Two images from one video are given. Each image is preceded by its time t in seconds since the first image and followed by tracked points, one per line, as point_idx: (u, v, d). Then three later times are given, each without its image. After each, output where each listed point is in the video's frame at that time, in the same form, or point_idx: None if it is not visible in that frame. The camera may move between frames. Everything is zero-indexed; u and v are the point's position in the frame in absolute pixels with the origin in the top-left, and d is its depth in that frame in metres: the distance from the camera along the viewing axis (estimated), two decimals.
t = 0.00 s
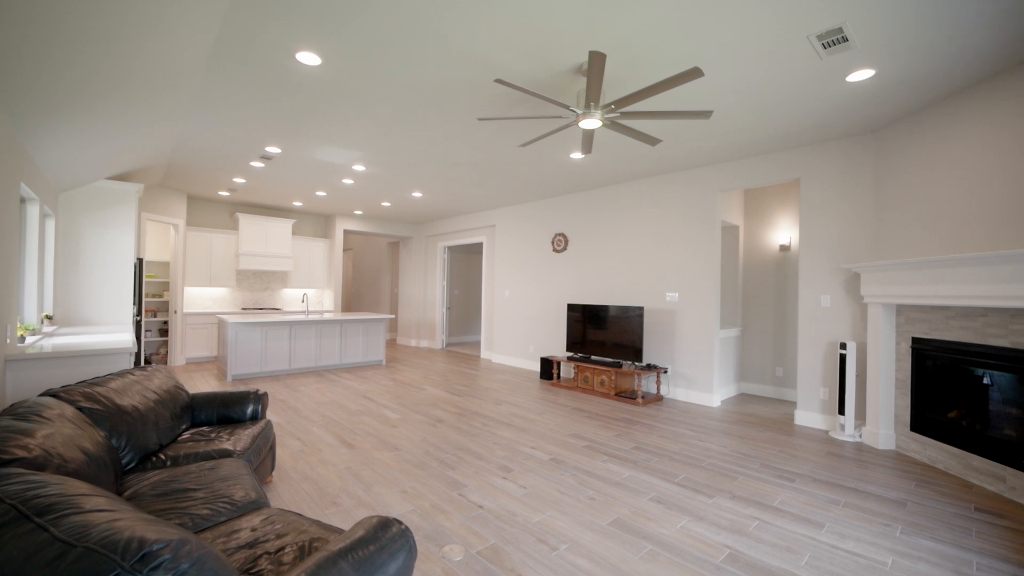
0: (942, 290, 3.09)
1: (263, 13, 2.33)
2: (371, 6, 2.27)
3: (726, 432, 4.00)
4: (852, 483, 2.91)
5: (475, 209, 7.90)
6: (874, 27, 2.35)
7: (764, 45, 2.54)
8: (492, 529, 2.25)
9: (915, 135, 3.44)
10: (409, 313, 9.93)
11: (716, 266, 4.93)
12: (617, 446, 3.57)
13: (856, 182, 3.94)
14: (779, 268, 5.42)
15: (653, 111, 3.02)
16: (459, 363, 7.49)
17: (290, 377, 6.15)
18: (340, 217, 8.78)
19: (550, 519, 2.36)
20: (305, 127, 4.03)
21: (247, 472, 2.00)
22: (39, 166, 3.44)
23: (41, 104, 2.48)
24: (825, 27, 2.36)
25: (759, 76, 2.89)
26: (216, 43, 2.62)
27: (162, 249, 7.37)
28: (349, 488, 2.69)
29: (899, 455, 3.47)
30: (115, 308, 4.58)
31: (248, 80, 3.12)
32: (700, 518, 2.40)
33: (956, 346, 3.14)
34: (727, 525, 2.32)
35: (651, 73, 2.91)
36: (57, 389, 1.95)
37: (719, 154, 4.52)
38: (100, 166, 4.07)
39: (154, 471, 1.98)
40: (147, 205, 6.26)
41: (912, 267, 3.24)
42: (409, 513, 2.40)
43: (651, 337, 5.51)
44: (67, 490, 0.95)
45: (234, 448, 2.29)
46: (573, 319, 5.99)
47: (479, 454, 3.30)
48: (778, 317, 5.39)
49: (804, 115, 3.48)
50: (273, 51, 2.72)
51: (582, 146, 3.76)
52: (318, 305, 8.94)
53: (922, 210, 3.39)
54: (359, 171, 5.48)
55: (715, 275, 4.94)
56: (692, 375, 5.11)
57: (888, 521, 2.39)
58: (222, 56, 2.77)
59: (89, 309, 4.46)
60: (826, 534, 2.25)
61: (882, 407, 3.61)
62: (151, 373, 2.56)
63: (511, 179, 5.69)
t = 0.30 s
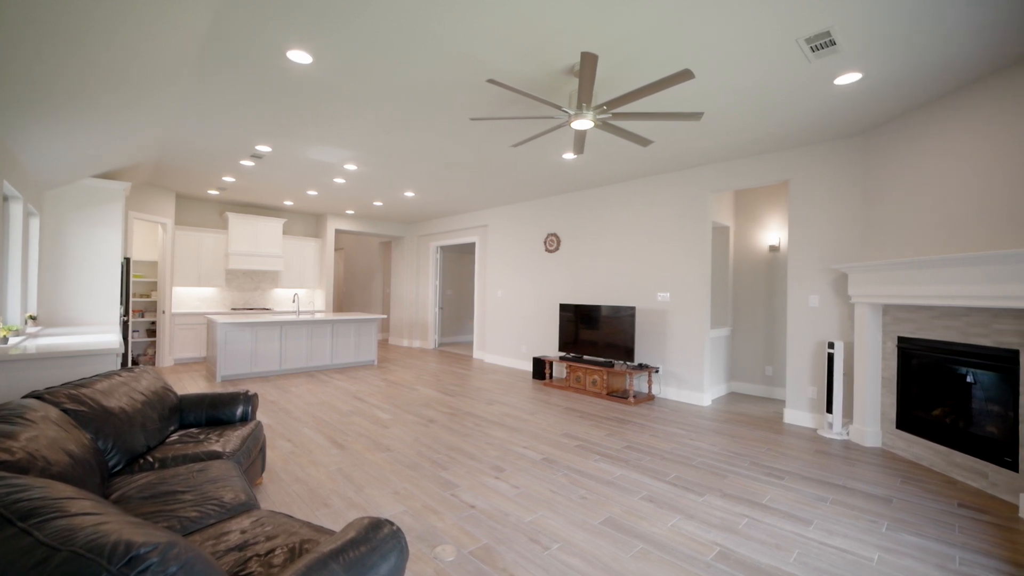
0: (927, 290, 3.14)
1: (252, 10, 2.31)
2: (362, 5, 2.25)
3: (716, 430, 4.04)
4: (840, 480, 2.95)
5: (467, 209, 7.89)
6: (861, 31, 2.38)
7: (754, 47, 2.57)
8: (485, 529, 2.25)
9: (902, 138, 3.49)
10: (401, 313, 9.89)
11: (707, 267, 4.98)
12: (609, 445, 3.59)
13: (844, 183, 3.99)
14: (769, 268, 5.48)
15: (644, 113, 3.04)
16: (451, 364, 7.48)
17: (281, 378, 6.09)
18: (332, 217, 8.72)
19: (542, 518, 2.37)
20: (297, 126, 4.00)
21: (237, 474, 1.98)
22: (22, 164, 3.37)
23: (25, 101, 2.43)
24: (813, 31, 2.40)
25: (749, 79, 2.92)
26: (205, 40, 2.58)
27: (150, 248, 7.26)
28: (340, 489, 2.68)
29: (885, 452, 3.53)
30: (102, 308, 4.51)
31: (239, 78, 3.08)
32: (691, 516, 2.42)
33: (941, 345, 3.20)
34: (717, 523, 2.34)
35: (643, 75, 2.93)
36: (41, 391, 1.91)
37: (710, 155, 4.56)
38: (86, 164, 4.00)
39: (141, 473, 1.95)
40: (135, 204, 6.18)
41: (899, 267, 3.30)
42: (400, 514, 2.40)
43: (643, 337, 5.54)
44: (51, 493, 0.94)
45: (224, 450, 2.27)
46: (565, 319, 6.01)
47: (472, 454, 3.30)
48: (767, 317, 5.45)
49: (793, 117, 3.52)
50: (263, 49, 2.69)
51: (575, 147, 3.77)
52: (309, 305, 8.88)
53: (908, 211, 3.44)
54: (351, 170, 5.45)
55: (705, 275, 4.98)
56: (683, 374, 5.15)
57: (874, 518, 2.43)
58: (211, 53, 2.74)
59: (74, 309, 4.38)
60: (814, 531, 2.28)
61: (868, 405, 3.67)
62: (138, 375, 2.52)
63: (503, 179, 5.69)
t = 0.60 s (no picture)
0: (912, 291, 3.20)
1: (241, 6, 2.27)
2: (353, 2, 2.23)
3: (707, 430, 4.07)
4: (827, 478, 2.99)
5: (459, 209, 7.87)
6: (849, 34, 2.41)
7: (745, 49, 2.59)
8: (476, 530, 2.24)
9: (888, 141, 3.55)
10: (393, 313, 9.84)
11: (698, 267, 5.01)
12: (600, 445, 3.60)
13: (832, 185, 4.05)
14: (758, 268, 5.53)
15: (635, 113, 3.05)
16: (443, 364, 7.46)
17: (270, 379, 6.03)
18: (322, 216, 8.65)
19: (534, 519, 2.37)
20: (286, 124, 3.95)
21: (225, 477, 1.95)
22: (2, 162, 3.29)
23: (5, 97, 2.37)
24: (802, 33, 2.42)
25: (739, 80, 2.95)
26: (192, 35, 2.54)
27: (136, 248, 7.15)
28: (330, 491, 2.65)
29: (871, 450, 3.58)
30: (86, 308, 4.42)
31: (227, 75, 3.04)
32: (682, 515, 2.43)
33: (925, 344, 3.25)
34: (708, 522, 2.36)
35: (634, 76, 2.94)
36: (22, 394, 1.87)
37: (701, 157, 4.60)
38: (70, 161, 3.93)
39: (126, 477, 1.91)
40: (121, 203, 6.08)
41: (885, 268, 3.35)
42: (392, 515, 2.38)
43: (634, 337, 5.57)
44: (30, 499, 0.91)
45: (211, 453, 2.24)
46: (557, 319, 6.02)
47: (463, 454, 3.29)
48: (757, 317, 5.51)
49: (782, 119, 3.56)
50: (252, 45, 2.66)
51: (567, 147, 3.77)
52: (300, 305, 8.80)
53: (895, 213, 3.50)
54: (341, 169, 5.41)
55: (696, 275, 5.02)
56: (674, 373, 5.18)
57: (861, 515, 2.47)
58: (199, 49, 2.69)
59: (57, 309, 4.29)
60: (803, 529, 2.31)
61: (856, 403, 3.72)
62: (123, 376, 2.47)
63: (495, 179, 5.68)
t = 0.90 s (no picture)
0: (898, 291, 3.24)
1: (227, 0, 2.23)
2: None
3: (697, 429, 4.09)
4: (815, 476, 3.03)
5: (450, 209, 7.84)
6: (837, 37, 2.44)
7: (735, 50, 2.61)
8: (467, 532, 2.23)
9: (874, 143, 3.61)
10: (383, 313, 9.78)
11: (688, 267, 5.05)
12: (592, 445, 3.61)
13: (820, 187, 4.10)
14: (747, 269, 5.59)
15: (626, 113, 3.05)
16: (434, 364, 7.42)
17: (258, 380, 5.94)
18: (312, 216, 8.56)
19: (526, 519, 2.36)
20: (273, 121, 3.90)
21: (211, 481, 1.92)
22: None
23: None
24: (791, 36, 2.44)
25: (729, 81, 2.97)
26: (177, 30, 2.49)
27: (120, 247, 7.01)
28: (319, 493, 2.62)
29: (858, 448, 3.63)
30: (67, 309, 4.32)
31: (213, 70, 2.98)
32: (673, 514, 2.44)
33: (910, 344, 3.30)
34: (699, 521, 2.37)
35: (625, 76, 2.95)
36: None
37: (691, 157, 4.63)
38: (51, 158, 3.83)
39: (108, 482, 1.87)
40: (105, 201, 5.96)
41: (871, 268, 3.39)
42: (382, 518, 2.35)
43: (625, 336, 5.59)
44: (3, 508, 0.88)
45: (196, 456, 2.19)
46: (548, 319, 6.02)
47: (454, 455, 3.27)
48: (746, 317, 5.56)
49: (771, 120, 3.59)
50: (239, 41, 2.61)
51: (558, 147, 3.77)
52: (289, 305, 8.70)
53: (880, 214, 3.55)
54: (331, 168, 5.35)
55: (686, 275, 5.05)
56: (665, 373, 5.21)
57: (849, 512, 2.50)
58: (184, 44, 2.64)
59: (37, 310, 4.18)
60: (792, 527, 2.33)
61: (842, 402, 3.76)
62: (106, 378, 2.42)
63: (487, 179, 5.67)
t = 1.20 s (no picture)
0: (885, 290, 3.29)
1: None
2: None
3: (688, 428, 4.11)
4: (804, 474, 3.05)
5: (442, 208, 7.79)
6: (826, 38, 2.46)
7: (726, 50, 2.62)
8: (459, 534, 2.21)
9: (861, 145, 3.66)
10: (374, 313, 9.70)
11: (679, 267, 5.07)
12: (583, 444, 3.60)
13: (809, 188, 4.15)
14: (737, 268, 5.63)
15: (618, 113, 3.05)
16: (425, 365, 7.37)
17: (246, 381, 5.86)
18: (301, 215, 8.46)
19: (517, 520, 2.35)
20: (261, 118, 3.84)
21: (196, 485, 1.87)
22: None
23: None
24: (781, 36, 2.46)
25: (720, 82, 2.98)
26: (161, 23, 2.43)
27: (104, 246, 6.86)
28: (308, 496, 2.58)
29: (845, 446, 3.67)
30: (47, 309, 4.21)
31: (199, 65, 2.93)
32: (664, 514, 2.44)
33: (896, 342, 3.35)
34: (690, 520, 2.37)
35: (617, 75, 2.95)
36: None
37: (682, 157, 4.65)
38: (30, 153, 3.73)
39: (88, 487, 1.82)
40: (87, 199, 5.83)
41: (859, 268, 3.44)
42: (372, 520, 2.32)
43: (616, 336, 5.61)
44: None
45: (181, 459, 2.15)
46: (540, 319, 6.01)
47: (445, 456, 3.25)
48: (736, 316, 5.60)
49: (761, 121, 3.62)
50: (226, 35, 2.56)
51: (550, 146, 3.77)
52: (277, 305, 8.60)
53: (868, 215, 3.60)
54: (321, 166, 5.29)
55: (677, 275, 5.08)
56: (656, 372, 5.23)
57: (837, 510, 2.52)
58: (169, 38, 2.58)
59: (15, 311, 4.07)
60: (782, 525, 2.34)
61: (830, 400, 3.81)
62: (87, 380, 2.35)
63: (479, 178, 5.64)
